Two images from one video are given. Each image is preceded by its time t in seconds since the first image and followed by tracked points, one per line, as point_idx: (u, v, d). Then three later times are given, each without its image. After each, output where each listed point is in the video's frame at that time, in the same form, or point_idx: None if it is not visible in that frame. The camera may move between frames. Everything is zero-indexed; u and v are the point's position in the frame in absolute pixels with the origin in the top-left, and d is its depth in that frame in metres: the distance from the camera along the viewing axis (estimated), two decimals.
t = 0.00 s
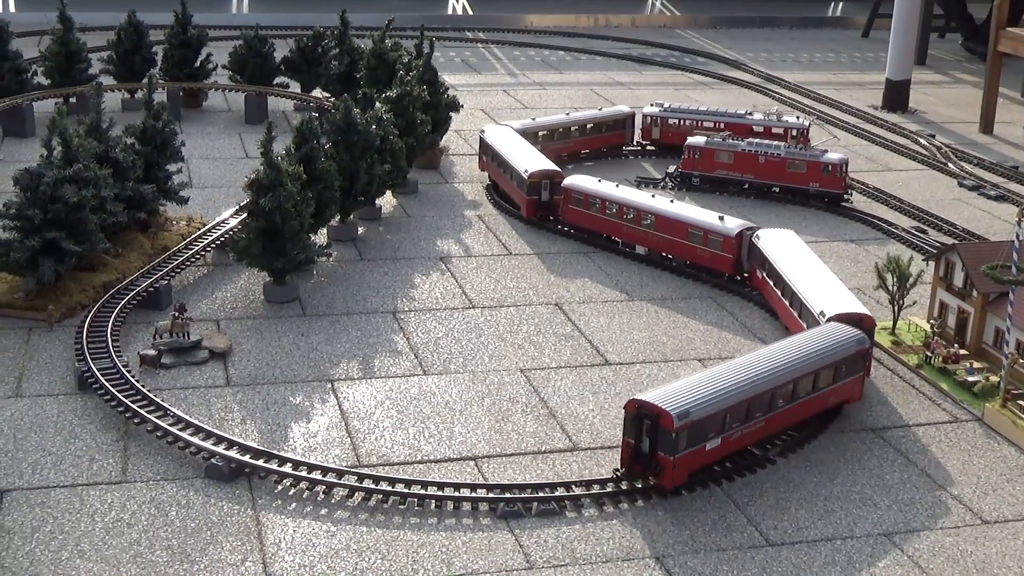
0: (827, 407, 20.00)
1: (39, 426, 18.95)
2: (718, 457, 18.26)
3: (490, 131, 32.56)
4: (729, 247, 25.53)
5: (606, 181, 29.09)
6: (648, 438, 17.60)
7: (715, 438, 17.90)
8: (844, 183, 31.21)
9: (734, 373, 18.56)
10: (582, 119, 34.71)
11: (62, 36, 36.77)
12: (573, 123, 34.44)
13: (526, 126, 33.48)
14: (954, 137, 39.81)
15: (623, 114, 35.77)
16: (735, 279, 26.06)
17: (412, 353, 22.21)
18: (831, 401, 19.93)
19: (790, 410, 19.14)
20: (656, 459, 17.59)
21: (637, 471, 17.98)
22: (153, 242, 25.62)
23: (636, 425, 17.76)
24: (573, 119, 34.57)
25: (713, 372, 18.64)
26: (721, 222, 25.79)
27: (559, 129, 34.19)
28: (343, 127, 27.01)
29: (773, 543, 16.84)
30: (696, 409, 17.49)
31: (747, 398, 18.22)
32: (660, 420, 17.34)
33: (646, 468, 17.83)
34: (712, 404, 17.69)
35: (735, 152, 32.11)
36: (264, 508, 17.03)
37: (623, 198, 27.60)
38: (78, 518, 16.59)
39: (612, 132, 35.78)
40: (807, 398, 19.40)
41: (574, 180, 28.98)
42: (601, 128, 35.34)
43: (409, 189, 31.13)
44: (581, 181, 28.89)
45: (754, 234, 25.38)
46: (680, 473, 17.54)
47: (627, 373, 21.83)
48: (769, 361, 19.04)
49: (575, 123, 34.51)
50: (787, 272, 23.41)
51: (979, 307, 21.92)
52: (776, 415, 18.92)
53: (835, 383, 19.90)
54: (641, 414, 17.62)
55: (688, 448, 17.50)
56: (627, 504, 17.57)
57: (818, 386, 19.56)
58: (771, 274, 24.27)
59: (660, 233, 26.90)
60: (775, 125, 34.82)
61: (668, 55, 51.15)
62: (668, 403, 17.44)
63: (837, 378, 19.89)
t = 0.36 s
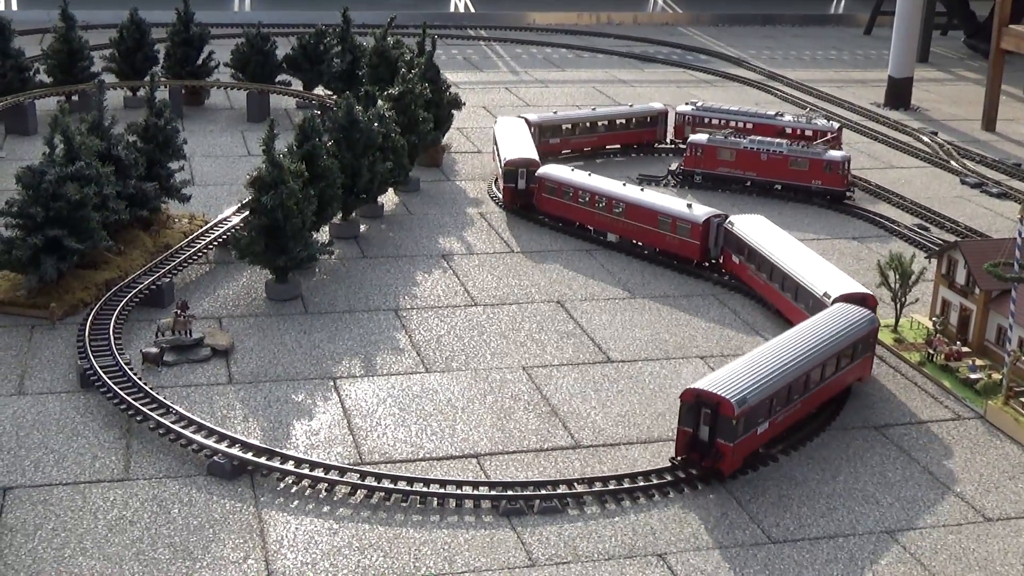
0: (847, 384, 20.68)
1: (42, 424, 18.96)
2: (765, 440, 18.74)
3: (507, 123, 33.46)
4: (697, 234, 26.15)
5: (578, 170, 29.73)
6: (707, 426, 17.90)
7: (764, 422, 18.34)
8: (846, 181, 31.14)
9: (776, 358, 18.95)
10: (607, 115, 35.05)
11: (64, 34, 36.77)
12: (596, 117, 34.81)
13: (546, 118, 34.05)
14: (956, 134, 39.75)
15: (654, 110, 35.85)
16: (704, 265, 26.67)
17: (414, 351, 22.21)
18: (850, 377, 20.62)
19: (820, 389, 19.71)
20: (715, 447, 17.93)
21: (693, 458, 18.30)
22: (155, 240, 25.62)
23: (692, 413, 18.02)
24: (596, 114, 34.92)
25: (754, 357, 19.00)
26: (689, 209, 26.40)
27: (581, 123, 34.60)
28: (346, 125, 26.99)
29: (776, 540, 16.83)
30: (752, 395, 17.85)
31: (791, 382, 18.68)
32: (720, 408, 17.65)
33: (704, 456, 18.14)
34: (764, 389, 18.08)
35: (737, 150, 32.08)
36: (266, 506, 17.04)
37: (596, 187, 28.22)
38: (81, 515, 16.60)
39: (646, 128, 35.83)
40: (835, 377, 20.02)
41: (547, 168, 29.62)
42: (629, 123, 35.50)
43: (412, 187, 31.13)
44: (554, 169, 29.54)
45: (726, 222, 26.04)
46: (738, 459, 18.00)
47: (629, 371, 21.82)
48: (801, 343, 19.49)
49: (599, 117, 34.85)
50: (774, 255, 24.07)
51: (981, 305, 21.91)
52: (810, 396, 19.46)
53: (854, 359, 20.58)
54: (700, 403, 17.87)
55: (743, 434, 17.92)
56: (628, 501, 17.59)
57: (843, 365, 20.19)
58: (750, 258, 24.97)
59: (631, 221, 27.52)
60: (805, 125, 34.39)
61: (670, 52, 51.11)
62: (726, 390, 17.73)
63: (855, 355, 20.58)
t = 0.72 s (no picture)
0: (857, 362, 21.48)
1: (43, 423, 18.97)
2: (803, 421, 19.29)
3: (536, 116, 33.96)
4: (663, 223, 26.66)
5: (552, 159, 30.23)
6: (757, 412, 18.32)
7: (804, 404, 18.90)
8: (847, 178, 31.07)
9: (808, 340, 19.49)
10: (637, 112, 35.33)
11: (65, 33, 36.77)
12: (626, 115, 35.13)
13: (569, 112, 34.26)
14: (957, 133, 39.73)
15: (687, 109, 36.10)
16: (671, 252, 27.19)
17: (415, 350, 22.21)
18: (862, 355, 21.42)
19: (842, 368, 20.40)
20: (766, 431, 18.35)
21: (740, 443, 18.68)
22: (156, 239, 25.62)
23: (741, 400, 18.42)
24: (626, 111, 35.17)
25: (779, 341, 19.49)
26: (656, 198, 26.90)
27: (611, 121, 34.96)
28: (346, 123, 26.99)
29: (778, 538, 16.83)
30: (797, 378, 18.37)
31: (824, 362, 19.30)
32: (771, 392, 18.12)
33: (754, 441, 18.53)
34: (805, 371, 18.64)
35: (739, 148, 32.02)
36: (267, 505, 17.04)
37: (568, 176, 28.65)
38: (82, 514, 16.60)
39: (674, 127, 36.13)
40: (852, 355, 20.78)
41: (522, 157, 30.13)
42: (659, 122, 35.82)
43: (412, 185, 31.12)
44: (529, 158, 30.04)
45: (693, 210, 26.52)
46: (786, 441, 18.49)
47: (630, 369, 21.82)
48: (824, 325, 20.10)
49: (628, 114, 35.14)
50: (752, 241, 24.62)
51: (983, 304, 21.91)
52: (836, 375, 20.13)
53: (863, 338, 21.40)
54: (749, 388, 18.26)
55: (790, 417, 18.44)
56: (629, 500, 17.59)
57: (855, 344, 20.96)
58: (723, 245, 25.51)
59: (601, 209, 28.00)
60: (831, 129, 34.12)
61: (670, 51, 51.09)
62: (774, 375, 18.19)
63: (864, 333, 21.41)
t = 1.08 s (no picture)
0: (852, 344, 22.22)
1: (43, 424, 18.98)
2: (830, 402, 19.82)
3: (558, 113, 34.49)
4: (629, 213, 27.16)
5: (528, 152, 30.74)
6: (796, 395, 18.74)
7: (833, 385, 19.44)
8: (847, 178, 31.06)
9: (829, 324, 20.07)
10: (664, 112, 35.41)
11: (65, 34, 36.78)
12: (652, 116, 35.28)
13: (593, 109, 34.67)
14: (957, 132, 39.73)
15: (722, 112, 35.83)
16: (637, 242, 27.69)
17: (415, 350, 22.22)
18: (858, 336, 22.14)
19: (849, 351, 21.05)
20: (805, 413, 18.76)
21: (777, 425, 19.05)
22: (156, 240, 25.63)
23: (779, 384, 18.81)
24: (652, 111, 35.31)
25: (803, 327, 19.93)
26: (622, 189, 27.43)
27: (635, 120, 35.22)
28: (346, 124, 27.01)
29: (777, 538, 16.84)
30: (829, 358, 18.93)
31: (844, 343, 19.94)
32: (810, 375, 18.56)
33: (793, 424, 18.91)
34: (834, 352, 19.21)
35: (738, 148, 32.02)
36: (267, 506, 17.05)
37: (542, 167, 29.13)
38: (82, 515, 16.61)
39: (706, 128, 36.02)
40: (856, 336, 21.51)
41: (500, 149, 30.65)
42: (689, 123, 35.76)
43: (412, 186, 31.13)
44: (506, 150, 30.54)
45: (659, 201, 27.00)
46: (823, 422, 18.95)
47: (630, 369, 21.83)
48: (837, 308, 20.76)
49: (653, 114, 35.29)
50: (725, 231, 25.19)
51: (982, 304, 21.92)
52: (848, 357, 20.78)
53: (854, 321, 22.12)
54: (788, 373, 18.67)
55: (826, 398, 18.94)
56: (630, 500, 17.60)
57: (858, 326, 21.72)
58: (694, 235, 25.96)
59: (572, 200, 28.48)
60: (852, 134, 33.29)
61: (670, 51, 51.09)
62: (811, 358, 18.69)
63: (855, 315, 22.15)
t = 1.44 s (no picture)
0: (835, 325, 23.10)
1: (44, 425, 18.97)
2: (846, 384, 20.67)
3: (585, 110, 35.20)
4: (597, 204, 27.75)
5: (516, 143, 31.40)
6: (825, 377, 19.51)
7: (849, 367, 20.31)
8: (847, 178, 31.05)
9: (842, 308, 20.91)
10: (693, 112, 35.50)
11: (64, 35, 36.77)
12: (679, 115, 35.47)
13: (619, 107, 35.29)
14: (957, 131, 39.70)
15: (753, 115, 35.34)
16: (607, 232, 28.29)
17: (415, 350, 22.21)
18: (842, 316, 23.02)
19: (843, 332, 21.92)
20: (834, 394, 19.56)
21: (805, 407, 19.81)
22: (156, 241, 25.62)
23: (809, 367, 19.56)
24: (682, 111, 35.48)
25: (815, 314, 20.61)
26: (592, 180, 28.03)
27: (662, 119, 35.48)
28: (346, 124, 26.99)
29: (779, 538, 16.83)
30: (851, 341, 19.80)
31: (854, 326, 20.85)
32: (838, 357, 19.36)
33: (821, 405, 19.70)
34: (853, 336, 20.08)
35: (738, 148, 32.00)
36: (268, 507, 17.03)
37: (524, 159, 29.74)
38: (83, 516, 16.60)
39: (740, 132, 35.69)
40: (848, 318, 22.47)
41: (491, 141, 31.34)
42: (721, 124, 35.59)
43: (412, 186, 31.12)
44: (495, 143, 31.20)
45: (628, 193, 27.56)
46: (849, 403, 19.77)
47: (630, 369, 21.82)
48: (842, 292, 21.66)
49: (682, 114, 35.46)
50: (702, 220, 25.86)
51: (983, 303, 21.90)
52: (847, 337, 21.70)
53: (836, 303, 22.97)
54: (817, 356, 19.43)
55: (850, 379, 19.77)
56: (630, 501, 17.58)
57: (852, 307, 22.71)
58: (666, 225, 26.60)
59: (548, 191, 29.07)
60: (869, 142, 32.90)
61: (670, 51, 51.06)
62: (838, 340, 19.49)
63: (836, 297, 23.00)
